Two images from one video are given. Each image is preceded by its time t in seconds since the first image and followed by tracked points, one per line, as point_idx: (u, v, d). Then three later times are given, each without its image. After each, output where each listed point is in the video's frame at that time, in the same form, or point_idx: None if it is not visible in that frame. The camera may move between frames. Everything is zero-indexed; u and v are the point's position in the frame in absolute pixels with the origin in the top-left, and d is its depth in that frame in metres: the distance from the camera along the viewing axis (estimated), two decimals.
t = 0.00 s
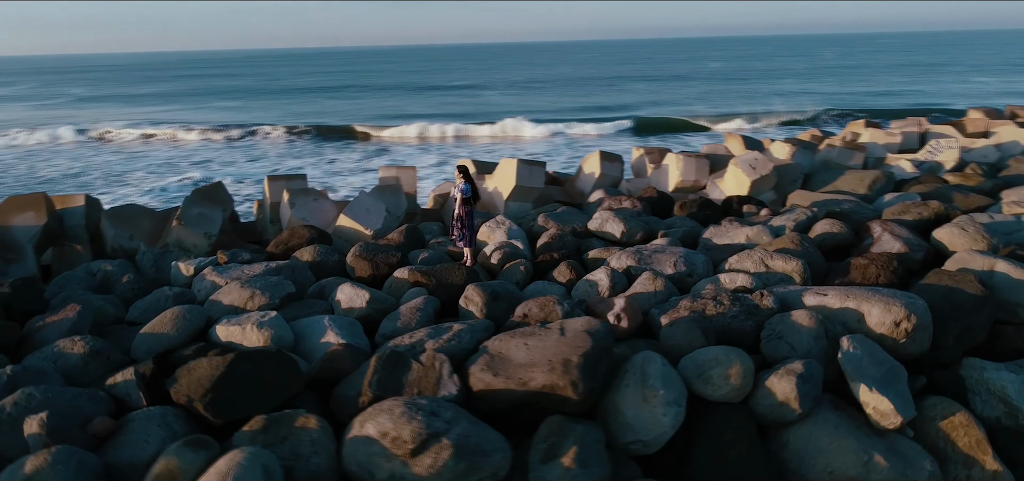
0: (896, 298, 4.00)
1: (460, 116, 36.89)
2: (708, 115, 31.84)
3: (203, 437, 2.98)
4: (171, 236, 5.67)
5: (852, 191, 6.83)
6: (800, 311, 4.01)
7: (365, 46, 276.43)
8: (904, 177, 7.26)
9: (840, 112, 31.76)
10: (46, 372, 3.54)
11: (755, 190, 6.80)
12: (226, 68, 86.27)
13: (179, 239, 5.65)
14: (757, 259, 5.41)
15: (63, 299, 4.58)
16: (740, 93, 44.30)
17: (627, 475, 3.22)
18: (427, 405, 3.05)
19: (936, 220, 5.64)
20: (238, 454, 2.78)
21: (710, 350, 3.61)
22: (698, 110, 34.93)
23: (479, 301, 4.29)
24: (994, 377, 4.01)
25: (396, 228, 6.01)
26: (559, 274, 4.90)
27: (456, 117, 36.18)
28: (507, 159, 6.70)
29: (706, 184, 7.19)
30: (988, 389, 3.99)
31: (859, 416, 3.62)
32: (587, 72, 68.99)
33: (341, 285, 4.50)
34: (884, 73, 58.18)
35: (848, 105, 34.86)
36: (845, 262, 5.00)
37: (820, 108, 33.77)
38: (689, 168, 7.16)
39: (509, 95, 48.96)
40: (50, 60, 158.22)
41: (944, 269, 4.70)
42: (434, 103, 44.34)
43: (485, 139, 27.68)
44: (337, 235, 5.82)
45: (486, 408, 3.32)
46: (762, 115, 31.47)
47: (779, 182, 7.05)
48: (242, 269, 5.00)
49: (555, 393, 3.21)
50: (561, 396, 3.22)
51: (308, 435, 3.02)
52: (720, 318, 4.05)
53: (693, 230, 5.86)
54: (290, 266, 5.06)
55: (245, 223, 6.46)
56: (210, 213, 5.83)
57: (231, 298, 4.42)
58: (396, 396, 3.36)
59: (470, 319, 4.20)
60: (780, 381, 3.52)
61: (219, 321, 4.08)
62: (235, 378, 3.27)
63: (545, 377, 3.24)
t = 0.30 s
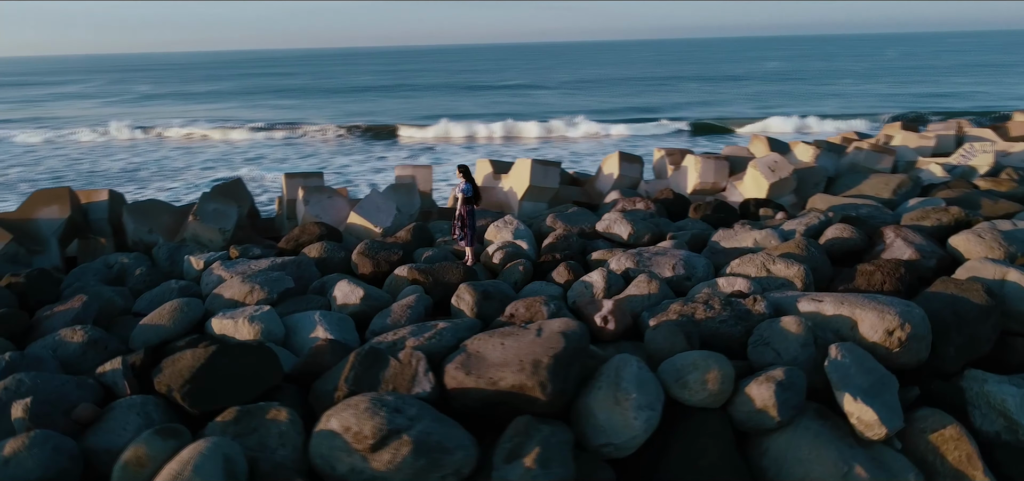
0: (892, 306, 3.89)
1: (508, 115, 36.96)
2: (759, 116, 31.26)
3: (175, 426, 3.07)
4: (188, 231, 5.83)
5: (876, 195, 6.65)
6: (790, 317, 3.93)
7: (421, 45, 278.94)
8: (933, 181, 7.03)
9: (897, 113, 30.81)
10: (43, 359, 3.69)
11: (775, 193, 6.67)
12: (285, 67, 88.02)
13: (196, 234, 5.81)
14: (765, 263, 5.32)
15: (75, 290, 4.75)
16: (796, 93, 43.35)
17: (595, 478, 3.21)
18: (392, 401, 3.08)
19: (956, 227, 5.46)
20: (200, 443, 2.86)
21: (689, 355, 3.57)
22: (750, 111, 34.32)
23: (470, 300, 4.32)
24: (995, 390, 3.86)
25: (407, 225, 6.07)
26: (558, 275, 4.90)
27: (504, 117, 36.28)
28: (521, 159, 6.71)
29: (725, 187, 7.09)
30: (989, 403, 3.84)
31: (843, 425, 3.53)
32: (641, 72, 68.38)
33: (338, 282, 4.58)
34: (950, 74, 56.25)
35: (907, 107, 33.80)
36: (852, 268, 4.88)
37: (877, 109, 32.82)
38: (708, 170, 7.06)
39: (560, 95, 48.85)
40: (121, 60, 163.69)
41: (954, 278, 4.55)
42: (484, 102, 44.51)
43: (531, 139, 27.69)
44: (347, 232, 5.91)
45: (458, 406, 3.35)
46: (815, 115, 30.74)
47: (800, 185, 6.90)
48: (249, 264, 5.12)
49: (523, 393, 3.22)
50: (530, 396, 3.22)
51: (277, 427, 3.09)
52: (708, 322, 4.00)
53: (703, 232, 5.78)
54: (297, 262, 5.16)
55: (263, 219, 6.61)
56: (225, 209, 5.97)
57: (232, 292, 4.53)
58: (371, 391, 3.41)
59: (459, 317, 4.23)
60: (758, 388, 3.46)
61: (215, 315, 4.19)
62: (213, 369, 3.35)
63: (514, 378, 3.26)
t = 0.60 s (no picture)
0: (883, 314, 3.80)
1: (556, 115, 36.96)
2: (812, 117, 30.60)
3: (150, 414, 3.17)
4: (205, 226, 6.01)
5: (899, 200, 6.47)
6: (777, 323, 3.87)
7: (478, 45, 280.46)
8: (962, 185, 6.79)
9: (958, 114, 29.80)
10: (42, 346, 3.85)
11: (793, 196, 6.55)
12: (342, 66, 89.43)
13: (212, 229, 5.98)
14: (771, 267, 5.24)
15: (88, 280, 4.94)
16: (854, 94, 42.25)
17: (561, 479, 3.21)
18: (359, 396, 3.14)
19: (974, 234, 5.28)
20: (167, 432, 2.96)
21: (666, 359, 3.55)
22: (804, 112, 33.60)
23: (461, 299, 4.35)
24: (992, 403, 3.73)
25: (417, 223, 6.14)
26: (556, 276, 4.90)
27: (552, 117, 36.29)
28: (535, 159, 6.72)
29: (744, 189, 6.98)
30: (985, 416, 3.71)
31: (823, 435, 3.44)
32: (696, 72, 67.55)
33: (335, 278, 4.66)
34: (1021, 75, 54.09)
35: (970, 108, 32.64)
36: (857, 275, 4.76)
37: (938, 111, 31.77)
38: (726, 172, 6.97)
39: (611, 95, 48.56)
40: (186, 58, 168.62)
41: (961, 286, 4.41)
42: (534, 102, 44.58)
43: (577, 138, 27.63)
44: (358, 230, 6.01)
45: (430, 404, 3.38)
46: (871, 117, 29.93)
47: (821, 189, 6.75)
48: (256, 259, 5.24)
49: (491, 392, 3.25)
50: (498, 396, 3.24)
51: (248, 418, 3.17)
52: (694, 326, 3.96)
53: (712, 236, 5.71)
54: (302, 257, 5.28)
55: (281, 215, 6.76)
56: (240, 205, 6.13)
57: (234, 286, 4.66)
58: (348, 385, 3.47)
59: (448, 315, 4.27)
60: (734, 394, 3.42)
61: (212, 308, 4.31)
62: (194, 360, 3.44)
63: (483, 377, 3.28)
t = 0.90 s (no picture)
0: (871, 323, 3.70)
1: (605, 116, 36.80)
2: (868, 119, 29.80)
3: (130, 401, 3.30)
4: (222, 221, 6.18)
5: (922, 205, 6.28)
6: (761, 328, 3.81)
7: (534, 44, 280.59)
8: (992, 191, 6.55)
9: None
10: (45, 333, 4.02)
11: (811, 200, 6.41)
12: (399, 66, 90.45)
13: (228, 224, 6.15)
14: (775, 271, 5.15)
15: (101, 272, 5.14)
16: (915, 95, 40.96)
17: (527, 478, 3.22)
18: (326, 389, 3.21)
19: (991, 242, 5.10)
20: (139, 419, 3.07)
21: (640, 362, 3.53)
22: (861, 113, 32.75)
23: (451, 297, 4.39)
24: (986, 416, 3.59)
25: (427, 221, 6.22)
26: (552, 276, 4.90)
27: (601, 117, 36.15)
28: (549, 159, 6.73)
29: (763, 192, 6.87)
30: (978, 431, 3.57)
31: (801, 443, 3.37)
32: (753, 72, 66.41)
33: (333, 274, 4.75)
34: None
35: None
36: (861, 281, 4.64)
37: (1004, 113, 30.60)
38: (745, 175, 6.86)
39: (664, 95, 48.10)
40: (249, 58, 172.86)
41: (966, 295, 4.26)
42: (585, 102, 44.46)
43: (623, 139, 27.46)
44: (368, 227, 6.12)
45: (402, 400, 3.43)
46: (930, 120, 29.02)
47: (841, 192, 6.59)
48: (264, 254, 5.36)
49: (458, 391, 3.28)
50: (465, 394, 3.27)
51: (222, 409, 3.26)
52: (678, 330, 3.92)
53: (720, 239, 5.63)
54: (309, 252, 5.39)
55: (299, 212, 6.90)
56: (256, 201, 6.29)
57: (237, 280, 4.78)
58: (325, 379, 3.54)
59: (438, 312, 4.31)
60: (707, 400, 3.38)
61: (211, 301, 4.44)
62: (178, 351, 3.55)
63: (451, 375, 3.32)
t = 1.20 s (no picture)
0: (855, 330, 3.62)
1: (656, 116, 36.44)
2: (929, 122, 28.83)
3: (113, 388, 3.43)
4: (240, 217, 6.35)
5: (945, 210, 6.08)
6: (741, 332, 3.77)
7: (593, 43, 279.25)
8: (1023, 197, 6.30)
9: None
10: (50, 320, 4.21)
11: (830, 204, 6.27)
12: (456, 65, 90.99)
13: (246, 220, 6.32)
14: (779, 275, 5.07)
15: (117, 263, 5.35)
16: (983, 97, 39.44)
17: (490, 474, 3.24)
18: (296, 381, 3.29)
19: (1007, 249, 4.92)
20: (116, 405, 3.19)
21: (612, 363, 3.53)
22: (923, 116, 31.71)
23: (442, 294, 4.43)
24: (974, 428, 3.44)
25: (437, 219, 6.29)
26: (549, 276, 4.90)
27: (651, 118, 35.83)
28: (564, 159, 6.74)
29: (782, 194, 6.74)
30: (967, 444, 3.41)
31: (773, 450, 3.30)
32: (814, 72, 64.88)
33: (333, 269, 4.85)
34: None
35: None
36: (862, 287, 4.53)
37: None
38: (763, 177, 6.75)
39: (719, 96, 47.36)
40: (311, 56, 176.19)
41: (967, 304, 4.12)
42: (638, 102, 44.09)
43: (672, 139, 27.16)
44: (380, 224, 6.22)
45: (375, 395, 3.50)
46: (995, 123, 27.94)
47: (862, 197, 6.42)
48: (273, 249, 5.49)
49: (426, 386, 3.33)
50: (432, 390, 3.32)
51: (199, 397, 3.38)
52: (659, 333, 3.90)
53: (727, 241, 5.56)
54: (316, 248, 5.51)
55: (318, 209, 7.04)
56: (273, 197, 6.44)
57: (241, 274, 4.92)
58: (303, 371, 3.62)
59: (428, 309, 4.37)
60: (676, 403, 3.36)
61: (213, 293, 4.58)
62: (165, 342, 3.64)
63: (420, 371, 3.37)
